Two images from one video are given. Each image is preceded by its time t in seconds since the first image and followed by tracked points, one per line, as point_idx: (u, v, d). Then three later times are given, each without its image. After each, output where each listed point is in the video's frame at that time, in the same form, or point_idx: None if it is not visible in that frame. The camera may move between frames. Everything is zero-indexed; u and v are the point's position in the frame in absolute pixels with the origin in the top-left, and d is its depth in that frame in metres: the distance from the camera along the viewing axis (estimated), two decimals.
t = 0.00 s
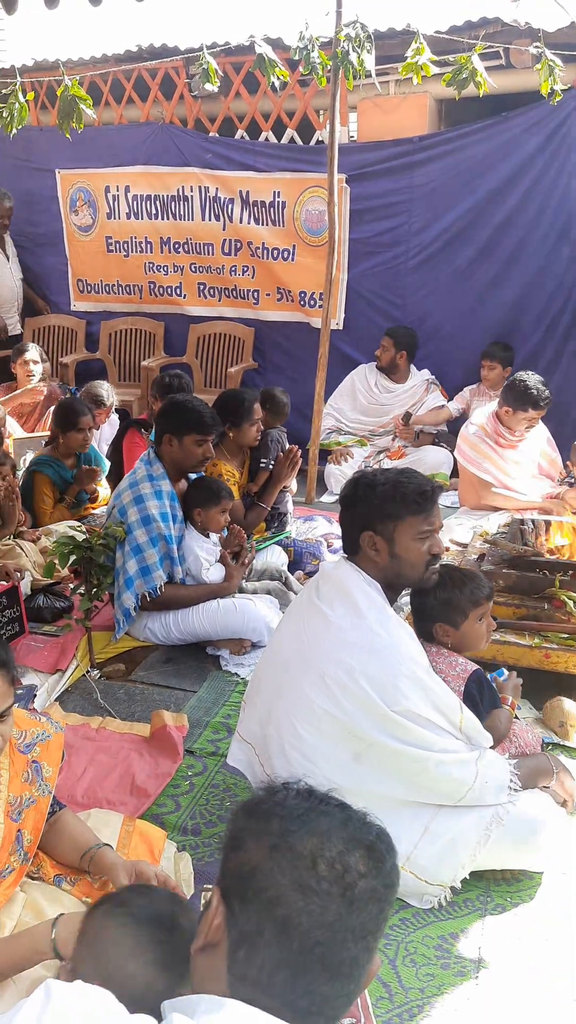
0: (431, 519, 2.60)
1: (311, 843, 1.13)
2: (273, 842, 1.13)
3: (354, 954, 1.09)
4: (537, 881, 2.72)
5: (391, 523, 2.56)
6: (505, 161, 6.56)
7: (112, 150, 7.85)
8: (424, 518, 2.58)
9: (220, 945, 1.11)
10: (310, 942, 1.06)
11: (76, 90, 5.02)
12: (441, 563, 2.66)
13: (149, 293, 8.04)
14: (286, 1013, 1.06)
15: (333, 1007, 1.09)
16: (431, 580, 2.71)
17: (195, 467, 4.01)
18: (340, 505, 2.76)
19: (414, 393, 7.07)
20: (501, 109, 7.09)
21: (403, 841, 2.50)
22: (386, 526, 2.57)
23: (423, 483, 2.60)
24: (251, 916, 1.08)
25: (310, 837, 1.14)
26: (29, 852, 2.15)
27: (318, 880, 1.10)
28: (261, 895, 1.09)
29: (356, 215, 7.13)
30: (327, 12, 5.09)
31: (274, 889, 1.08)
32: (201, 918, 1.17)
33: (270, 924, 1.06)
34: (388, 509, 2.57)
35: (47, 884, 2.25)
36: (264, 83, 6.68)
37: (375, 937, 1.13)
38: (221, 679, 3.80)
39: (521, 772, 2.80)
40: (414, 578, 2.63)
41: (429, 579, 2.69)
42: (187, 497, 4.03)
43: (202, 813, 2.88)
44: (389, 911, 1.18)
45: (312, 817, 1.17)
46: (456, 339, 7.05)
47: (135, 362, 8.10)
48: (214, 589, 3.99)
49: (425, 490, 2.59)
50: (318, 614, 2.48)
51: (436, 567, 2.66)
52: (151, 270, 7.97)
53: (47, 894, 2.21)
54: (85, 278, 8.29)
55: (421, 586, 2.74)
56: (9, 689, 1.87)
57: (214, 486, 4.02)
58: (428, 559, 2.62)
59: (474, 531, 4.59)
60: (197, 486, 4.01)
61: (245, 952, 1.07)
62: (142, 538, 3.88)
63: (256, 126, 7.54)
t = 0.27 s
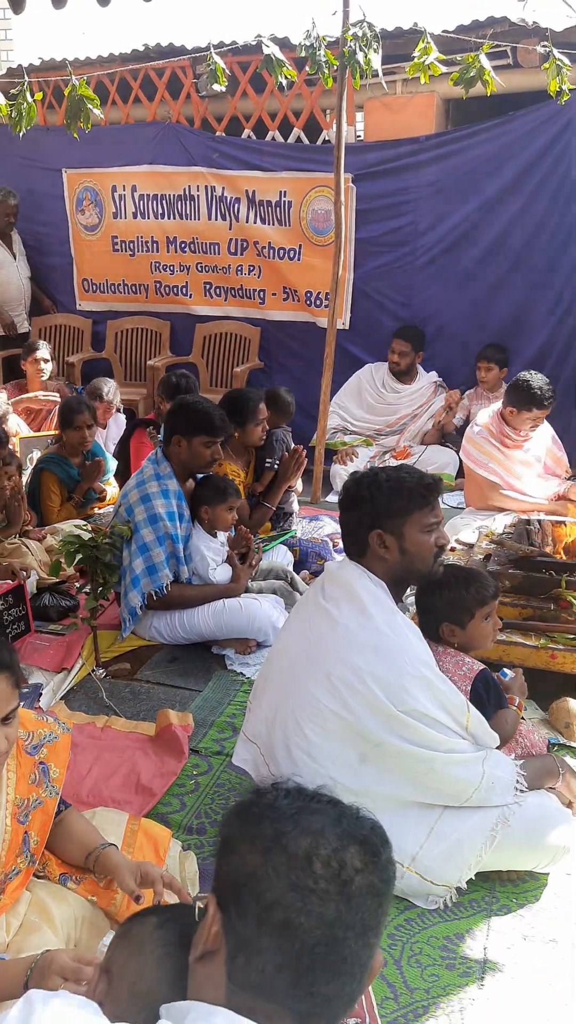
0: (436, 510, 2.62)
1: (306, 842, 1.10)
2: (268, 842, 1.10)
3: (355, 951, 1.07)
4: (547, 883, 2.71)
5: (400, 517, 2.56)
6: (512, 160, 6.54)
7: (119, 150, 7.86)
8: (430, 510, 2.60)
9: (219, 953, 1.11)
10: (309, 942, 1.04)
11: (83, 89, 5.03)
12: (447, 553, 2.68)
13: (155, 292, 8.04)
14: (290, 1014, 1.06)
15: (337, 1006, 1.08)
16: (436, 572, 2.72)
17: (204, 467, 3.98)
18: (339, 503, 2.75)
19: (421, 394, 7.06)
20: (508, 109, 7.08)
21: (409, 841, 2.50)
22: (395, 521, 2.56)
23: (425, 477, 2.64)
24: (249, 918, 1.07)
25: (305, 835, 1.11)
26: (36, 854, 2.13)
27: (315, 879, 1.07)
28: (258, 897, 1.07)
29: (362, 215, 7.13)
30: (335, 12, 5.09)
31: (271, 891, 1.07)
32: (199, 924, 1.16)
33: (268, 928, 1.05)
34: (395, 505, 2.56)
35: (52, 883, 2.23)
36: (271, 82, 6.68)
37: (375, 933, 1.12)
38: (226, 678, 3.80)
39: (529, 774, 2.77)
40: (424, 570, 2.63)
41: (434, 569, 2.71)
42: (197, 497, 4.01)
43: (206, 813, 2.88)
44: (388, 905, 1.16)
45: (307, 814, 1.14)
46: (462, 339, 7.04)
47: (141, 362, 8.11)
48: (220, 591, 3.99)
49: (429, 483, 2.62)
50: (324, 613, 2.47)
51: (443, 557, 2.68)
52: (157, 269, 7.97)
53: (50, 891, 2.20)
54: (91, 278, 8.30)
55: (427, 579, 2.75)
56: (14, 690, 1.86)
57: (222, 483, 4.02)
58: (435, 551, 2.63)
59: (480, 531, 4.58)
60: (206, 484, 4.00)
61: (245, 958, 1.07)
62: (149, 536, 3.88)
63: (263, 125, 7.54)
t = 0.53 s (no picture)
0: (436, 506, 2.63)
1: (285, 850, 1.07)
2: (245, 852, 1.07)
3: (339, 957, 1.06)
4: (552, 884, 2.72)
5: (402, 514, 2.56)
6: (518, 160, 6.54)
7: (126, 150, 7.87)
8: (430, 505, 2.60)
9: (199, 959, 1.09)
10: (289, 954, 1.02)
11: (90, 90, 5.04)
12: (449, 548, 2.68)
13: (161, 292, 8.05)
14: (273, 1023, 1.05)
15: (319, 1012, 1.08)
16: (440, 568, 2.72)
17: (212, 467, 3.98)
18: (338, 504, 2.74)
19: (427, 395, 7.01)
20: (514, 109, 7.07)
21: (414, 841, 2.51)
22: (398, 518, 2.56)
23: (425, 474, 2.65)
24: (229, 928, 1.05)
25: (283, 842, 1.07)
26: (42, 855, 2.14)
27: (293, 889, 1.04)
28: (238, 910, 1.04)
29: (368, 215, 7.12)
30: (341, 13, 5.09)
31: (250, 902, 1.04)
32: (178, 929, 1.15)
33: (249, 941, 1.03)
34: (398, 501, 2.57)
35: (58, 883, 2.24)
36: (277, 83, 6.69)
37: (360, 936, 1.10)
38: (231, 678, 3.80)
39: (534, 774, 2.78)
40: (427, 566, 2.63)
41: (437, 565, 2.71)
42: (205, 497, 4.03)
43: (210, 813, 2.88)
44: (374, 904, 1.13)
45: (285, 820, 1.10)
46: (467, 339, 7.03)
47: (146, 362, 8.11)
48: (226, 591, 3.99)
49: (428, 480, 2.63)
50: (328, 612, 2.47)
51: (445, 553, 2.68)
52: (163, 269, 7.98)
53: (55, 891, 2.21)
54: (97, 278, 8.32)
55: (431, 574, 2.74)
56: (18, 697, 1.87)
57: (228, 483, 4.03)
58: (438, 547, 2.64)
59: (485, 531, 4.58)
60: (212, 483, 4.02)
61: (224, 968, 1.05)
62: (156, 536, 3.89)
63: (269, 126, 7.54)
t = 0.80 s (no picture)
0: (438, 506, 2.63)
1: (271, 866, 1.08)
2: (231, 868, 1.09)
3: (326, 969, 1.09)
4: (557, 884, 2.71)
5: (404, 514, 2.56)
6: (522, 162, 6.53)
7: (131, 151, 7.89)
8: (432, 505, 2.60)
9: (184, 968, 1.11)
10: (275, 970, 1.05)
11: (95, 91, 5.04)
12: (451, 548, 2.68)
13: (166, 292, 8.06)
14: None
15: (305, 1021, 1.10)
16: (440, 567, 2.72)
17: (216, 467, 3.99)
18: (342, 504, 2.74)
19: (437, 396, 6.96)
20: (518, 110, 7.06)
21: (418, 841, 2.51)
22: (400, 518, 2.56)
23: (428, 474, 2.65)
24: (215, 942, 1.07)
25: (269, 857, 1.09)
26: (47, 856, 2.14)
27: (278, 907, 1.06)
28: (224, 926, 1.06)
29: (372, 216, 7.12)
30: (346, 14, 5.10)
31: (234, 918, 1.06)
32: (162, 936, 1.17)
33: (233, 956, 1.06)
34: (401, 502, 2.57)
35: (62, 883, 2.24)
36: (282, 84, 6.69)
37: (347, 943, 1.13)
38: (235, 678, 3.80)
39: (537, 774, 2.78)
40: (428, 565, 2.63)
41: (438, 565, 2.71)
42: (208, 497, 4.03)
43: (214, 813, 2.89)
44: (360, 911, 1.16)
45: (271, 833, 1.11)
46: (471, 340, 7.03)
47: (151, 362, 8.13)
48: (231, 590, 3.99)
49: (431, 480, 2.63)
50: (331, 610, 2.47)
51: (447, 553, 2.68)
52: (168, 270, 7.99)
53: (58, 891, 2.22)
54: (102, 278, 8.34)
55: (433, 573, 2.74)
56: (18, 701, 1.88)
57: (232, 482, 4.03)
58: (440, 547, 2.64)
59: (489, 532, 4.57)
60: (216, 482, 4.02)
61: (209, 982, 1.07)
62: (160, 536, 3.89)
63: (273, 126, 7.54)
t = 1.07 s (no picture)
0: (443, 507, 2.62)
1: (276, 864, 1.09)
2: (236, 867, 1.09)
3: (333, 961, 1.10)
4: (561, 885, 2.72)
5: (408, 514, 2.56)
6: (527, 162, 6.53)
7: (136, 151, 7.90)
8: (437, 506, 2.59)
9: (191, 966, 1.11)
10: (284, 966, 1.05)
11: (101, 91, 5.04)
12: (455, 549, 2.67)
13: (171, 293, 8.06)
14: None
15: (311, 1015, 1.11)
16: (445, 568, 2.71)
17: (221, 468, 3.99)
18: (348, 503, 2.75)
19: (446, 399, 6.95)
20: (524, 110, 7.06)
21: (422, 841, 2.51)
22: (404, 518, 2.56)
23: (434, 474, 2.63)
24: (221, 941, 1.07)
25: (275, 855, 1.09)
26: (52, 855, 2.15)
27: (285, 902, 1.07)
28: (230, 925, 1.06)
29: (378, 216, 7.12)
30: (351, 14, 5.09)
31: (240, 918, 1.06)
32: (166, 936, 1.15)
33: (240, 954, 1.06)
34: (405, 502, 2.57)
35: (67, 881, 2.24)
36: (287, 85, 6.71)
37: (349, 935, 1.14)
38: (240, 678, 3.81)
39: (542, 775, 2.78)
40: (433, 565, 2.63)
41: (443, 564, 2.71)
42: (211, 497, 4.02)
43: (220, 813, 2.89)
44: (358, 901, 1.18)
45: (274, 831, 1.12)
46: (476, 340, 7.02)
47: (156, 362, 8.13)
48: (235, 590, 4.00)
49: (437, 481, 2.62)
50: (336, 611, 2.47)
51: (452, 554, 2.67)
52: (173, 270, 7.99)
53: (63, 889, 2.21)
54: (107, 279, 8.35)
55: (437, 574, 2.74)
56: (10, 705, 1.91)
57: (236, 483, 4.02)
58: (444, 547, 2.64)
59: (494, 533, 4.57)
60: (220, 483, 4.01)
61: (217, 980, 1.07)
62: (165, 537, 3.90)
63: (279, 127, 7.55)
